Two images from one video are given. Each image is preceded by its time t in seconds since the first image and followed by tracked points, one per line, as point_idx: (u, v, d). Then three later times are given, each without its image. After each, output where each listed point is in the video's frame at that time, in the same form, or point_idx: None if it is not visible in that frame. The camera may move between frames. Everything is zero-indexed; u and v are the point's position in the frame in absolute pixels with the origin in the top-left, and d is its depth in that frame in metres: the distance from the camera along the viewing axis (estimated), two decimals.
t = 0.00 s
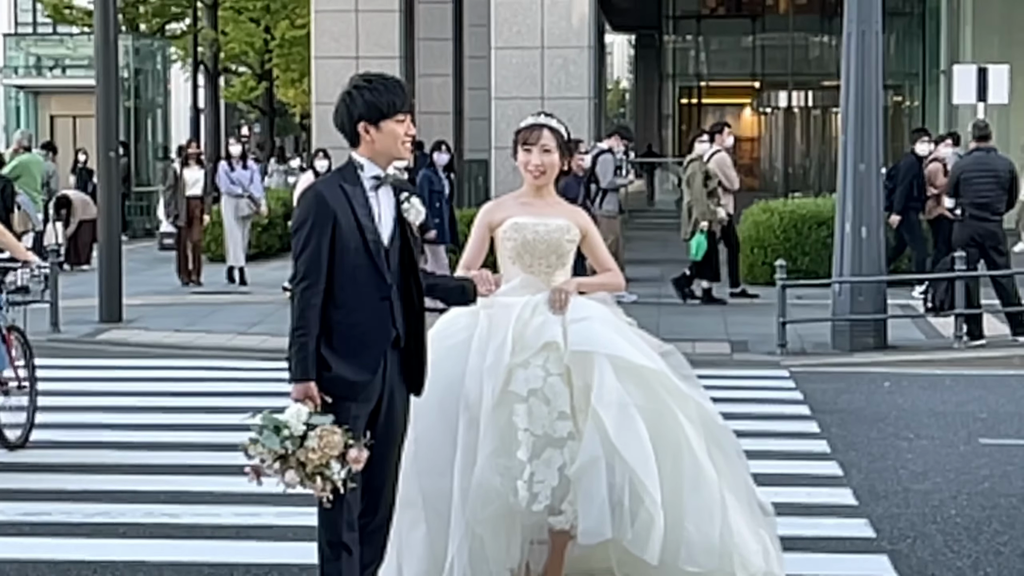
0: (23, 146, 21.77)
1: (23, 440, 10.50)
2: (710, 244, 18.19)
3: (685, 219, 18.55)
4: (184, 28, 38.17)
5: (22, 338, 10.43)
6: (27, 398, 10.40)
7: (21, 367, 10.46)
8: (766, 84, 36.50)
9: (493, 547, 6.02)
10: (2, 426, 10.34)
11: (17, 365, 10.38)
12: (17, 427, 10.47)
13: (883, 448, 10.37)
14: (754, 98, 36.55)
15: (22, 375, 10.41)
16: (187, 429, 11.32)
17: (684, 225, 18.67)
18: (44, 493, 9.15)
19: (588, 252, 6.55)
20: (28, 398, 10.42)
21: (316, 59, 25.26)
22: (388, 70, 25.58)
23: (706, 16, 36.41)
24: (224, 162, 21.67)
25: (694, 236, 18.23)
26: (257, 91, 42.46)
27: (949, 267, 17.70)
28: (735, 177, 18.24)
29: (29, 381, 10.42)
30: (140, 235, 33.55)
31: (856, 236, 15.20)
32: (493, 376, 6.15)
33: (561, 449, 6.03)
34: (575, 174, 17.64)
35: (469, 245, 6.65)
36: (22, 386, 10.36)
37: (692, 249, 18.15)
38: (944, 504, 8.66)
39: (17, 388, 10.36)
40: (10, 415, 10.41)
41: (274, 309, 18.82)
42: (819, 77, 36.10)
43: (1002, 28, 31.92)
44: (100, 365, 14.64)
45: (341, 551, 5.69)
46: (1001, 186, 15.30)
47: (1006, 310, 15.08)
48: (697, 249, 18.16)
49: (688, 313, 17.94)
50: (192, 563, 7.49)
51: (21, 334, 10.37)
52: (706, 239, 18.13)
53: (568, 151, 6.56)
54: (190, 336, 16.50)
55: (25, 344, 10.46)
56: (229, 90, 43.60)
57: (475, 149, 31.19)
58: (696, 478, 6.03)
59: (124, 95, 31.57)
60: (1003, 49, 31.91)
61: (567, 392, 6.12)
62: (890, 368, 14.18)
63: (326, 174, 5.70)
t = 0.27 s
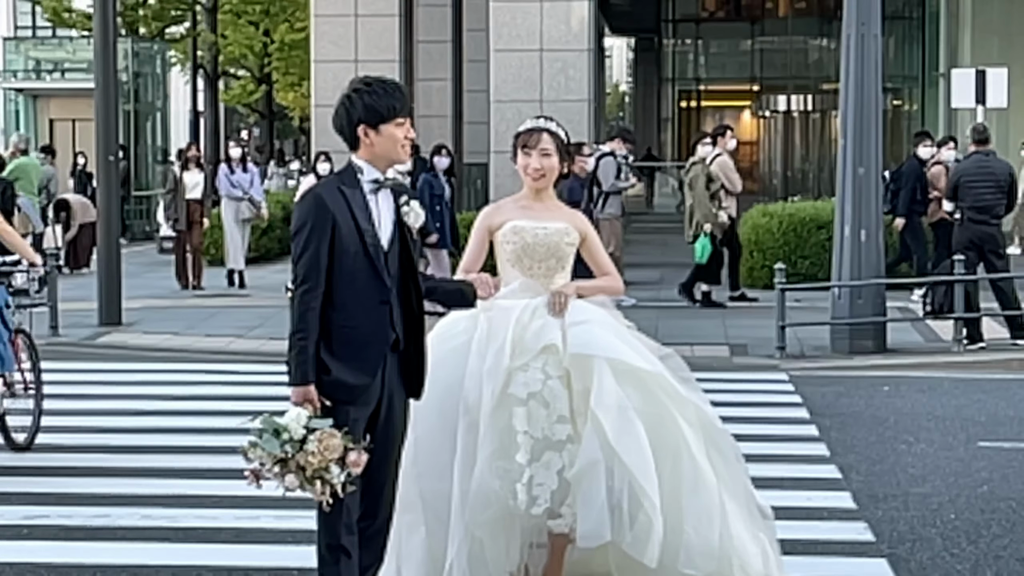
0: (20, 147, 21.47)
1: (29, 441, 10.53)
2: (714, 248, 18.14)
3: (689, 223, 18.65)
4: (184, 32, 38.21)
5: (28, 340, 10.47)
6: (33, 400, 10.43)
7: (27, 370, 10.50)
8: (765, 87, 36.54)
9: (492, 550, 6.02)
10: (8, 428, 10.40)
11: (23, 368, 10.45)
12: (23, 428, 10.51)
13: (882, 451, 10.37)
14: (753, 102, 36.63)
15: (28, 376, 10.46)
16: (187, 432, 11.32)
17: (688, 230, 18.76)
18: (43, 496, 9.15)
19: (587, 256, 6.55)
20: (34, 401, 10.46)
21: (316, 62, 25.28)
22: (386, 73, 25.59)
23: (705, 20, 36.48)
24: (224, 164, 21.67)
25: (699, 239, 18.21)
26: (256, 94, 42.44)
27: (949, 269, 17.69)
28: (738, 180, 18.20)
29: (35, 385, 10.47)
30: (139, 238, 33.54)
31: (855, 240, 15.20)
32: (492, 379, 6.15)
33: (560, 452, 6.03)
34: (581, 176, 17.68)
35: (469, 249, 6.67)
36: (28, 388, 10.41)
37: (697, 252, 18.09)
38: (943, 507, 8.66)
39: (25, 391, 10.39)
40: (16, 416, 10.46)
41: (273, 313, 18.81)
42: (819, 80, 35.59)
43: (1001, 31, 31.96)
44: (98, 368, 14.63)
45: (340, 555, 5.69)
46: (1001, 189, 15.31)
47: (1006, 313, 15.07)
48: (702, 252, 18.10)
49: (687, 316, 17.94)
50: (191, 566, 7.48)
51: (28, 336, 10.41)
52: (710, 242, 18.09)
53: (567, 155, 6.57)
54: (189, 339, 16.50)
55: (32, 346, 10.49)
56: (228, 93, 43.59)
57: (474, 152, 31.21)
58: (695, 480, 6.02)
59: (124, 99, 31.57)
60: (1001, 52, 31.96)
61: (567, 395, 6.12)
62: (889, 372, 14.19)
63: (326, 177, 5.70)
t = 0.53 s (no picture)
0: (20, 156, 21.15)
1: (36, 441, 10.58)
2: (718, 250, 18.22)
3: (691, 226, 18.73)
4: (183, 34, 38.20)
5: (36, 344, 10.61)
6: (40, 400, 10.53)
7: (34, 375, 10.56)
8: (764, 90, 36.57)
9: (491, 553, 6.01)
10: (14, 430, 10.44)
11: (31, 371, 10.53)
12: (30, 431, 10.57)
13: (881, 454, 10.37)
14: (752, 105, 36.64)
15: (36, 378, 10.53)
16: (186, 435, 11.31)
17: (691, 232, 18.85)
18: (42, 499, 9.15)
19: (586, 259, 6.56)
20: (40, 403, 10.55)
21: (315, 65, 25.30)
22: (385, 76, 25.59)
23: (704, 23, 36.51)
24: (224, 167, 21.67)
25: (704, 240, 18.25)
26: (255, 97, 42.45)
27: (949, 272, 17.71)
28: (740, 182, 18.27)
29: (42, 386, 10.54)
30: (138, 241, 33.55)
31: (854, 242, 15.20)
32: (491, 382, 6.15)
33: (559, 455, 6.03)
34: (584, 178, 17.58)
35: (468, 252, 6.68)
36: (35, 389, 10.47)
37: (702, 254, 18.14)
38: (942, 510, 8.66)
39: (34, 390, 10.47)
40: (23, 418, 10.50)
41: (273, 316, 18.80)
42: (816, 83, 36.08)
43: (1000, 34, 32.00)
44: (98, 371, 14.63)
45: (339, 558, 5.69)
46: (1000, 193, 15.33)
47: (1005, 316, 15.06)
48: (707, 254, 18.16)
49: (686, 319, 17.94)
50: (190, 569, 7.48)
51: (36, 340, 10.56)
52: (715, 245, 18.15)
53: (567, 157, 6.57)
54: (188, 342, 16.50)
55: (39, 348, 10.64)
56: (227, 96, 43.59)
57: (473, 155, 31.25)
58: (694, 483, 6.01)
59: (123, 102, 31.61)
60: (1001, 54, 31.98)
61: (565, 398, 6.12)
62: (889, 374, 14.19)
63: (325, 180, 5.71)
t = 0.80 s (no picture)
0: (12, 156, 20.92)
1: (43, 438, 10.68)
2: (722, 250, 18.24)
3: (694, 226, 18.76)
4: (183, 36, 38.22)
5: (43, 346, 10.59)
6: (45, 398, 10.56)
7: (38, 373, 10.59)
8: (762, 92, 36.68)
9: (490, 554, 6.01)
10: (22, 428, 10.54)
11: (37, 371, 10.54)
12: (35, 429, 10.66)
13: (879, 455, 10.37)
14: (750, 106, 36.74)
15: (41, 378, 10.56)
16: (184, 436, 11.31)
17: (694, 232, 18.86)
18: (40, 500, 9.14)
19: (585, 260, 6.57)
20: (45, 404, 10.61)
21: (314, 66, 25.33)
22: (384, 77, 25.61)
23: (703, 24, 36.62)
24: (223, 167, 21.67)
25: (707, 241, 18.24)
26: (254, 98, 42.46)
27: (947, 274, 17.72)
28: (742, 182, 18.26)
29: (47, 386, 10.58)
30: (137, 242, 33.57)
31: (853, 243, 15.20)
32: (490, 382, 6.15)
33: (557, 455, 6.03)
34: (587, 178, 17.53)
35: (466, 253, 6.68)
36: (40, 389, 10.51)
37: (705, 255, 18.14)
38: (940, 511, 8.66)
39: (39, 389, 10.50)
40: (28, 418, 10.60)
41: (272, 316, 18.80)
42: (815, 86, 36.30)
43: (998, 35, 32.09)
44: (97, 371, 14.63)
45: (337, 559, 5.69)
46: (999, 194, 15.33)
47: (1003, 317, 15.06)
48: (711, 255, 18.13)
49: (685, 320, 17.95)
50: (188, 570, 7.47)
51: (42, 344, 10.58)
52: (718, 246, 18.15)
53: (567, 158, 6.57)
54: (187, 343, 16.49)
55: (46, 351, 10.61)
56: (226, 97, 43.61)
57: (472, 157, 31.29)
58: (692, 483, 6.01)
59: (122, 102, 31.67)
60: (999, 55, 32.07)
61: (564, 400, 6.12)
62: (887, 376, 14.19)
63: (324, 181, 5.71)
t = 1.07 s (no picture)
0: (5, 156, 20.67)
1: (46, 435, 10.73)
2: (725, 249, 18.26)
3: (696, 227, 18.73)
4: (181, 35, 38.22)
5: (48, 346, 10.78)
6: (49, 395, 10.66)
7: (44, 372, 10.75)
8: (761, 92, 36.69)
9: (488, 554, 6.01)
10: (25, 424, 10.58)
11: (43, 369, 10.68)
12: (38, 427, 10.72)
13: (878, 456, 10.37)
14: (750, 106, 36.74)
15: (46, 377, 10.66)
16: (182, 436, 11.30)
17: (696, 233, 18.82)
18: (39, 499, 9.14)
19: (584, 260, 6.57)
20: (49, 403, 10.71)
21: (312, 66, 25.31)
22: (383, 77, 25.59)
23: (702, 25, 36.62)
24: (223, 167, 21.66)
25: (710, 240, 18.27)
26: (252, 98, 42.43)
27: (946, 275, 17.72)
28: (743, 182, 18.32)
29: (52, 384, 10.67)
30: (135, 242, 33.56)
31: (852, 244, 15.21)
32: (489, 382, 6.15)
33: (556, 455, 6.03)
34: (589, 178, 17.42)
35: (465, 253, 6.68)
36: (45, 388, 10.57)
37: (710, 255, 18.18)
38: (938, 512, 8.67)
39: (46, 387, 10.64)
40: (32, 418, 10.66)
41: (270, 316, 18.80)
42: (814, 85, 36.38)
43: (997, 35, 32.18)
44: (96, 371, 14.62)
45: (336, 558, 5.69)
46: (998, 194, 15.33)
47: (1001, 317, 15.06)
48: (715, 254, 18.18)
49: (683, 321, 17.96)
50: (187, 570, 7.47)
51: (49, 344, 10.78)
52: (722, 245, 18.18)
53: (565, 158, 6.57)
54: (185, 343, 16.49)
55: (51, 350, 10.80)
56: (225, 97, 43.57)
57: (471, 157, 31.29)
58: (690, 483, 6.01)
59: (121, 102, 31.68)
60: (998, 55, 32.19)
61: (562, 399, 6.12)
62: (886, 376, 14.20)
63: (322, 181, 5.70)
